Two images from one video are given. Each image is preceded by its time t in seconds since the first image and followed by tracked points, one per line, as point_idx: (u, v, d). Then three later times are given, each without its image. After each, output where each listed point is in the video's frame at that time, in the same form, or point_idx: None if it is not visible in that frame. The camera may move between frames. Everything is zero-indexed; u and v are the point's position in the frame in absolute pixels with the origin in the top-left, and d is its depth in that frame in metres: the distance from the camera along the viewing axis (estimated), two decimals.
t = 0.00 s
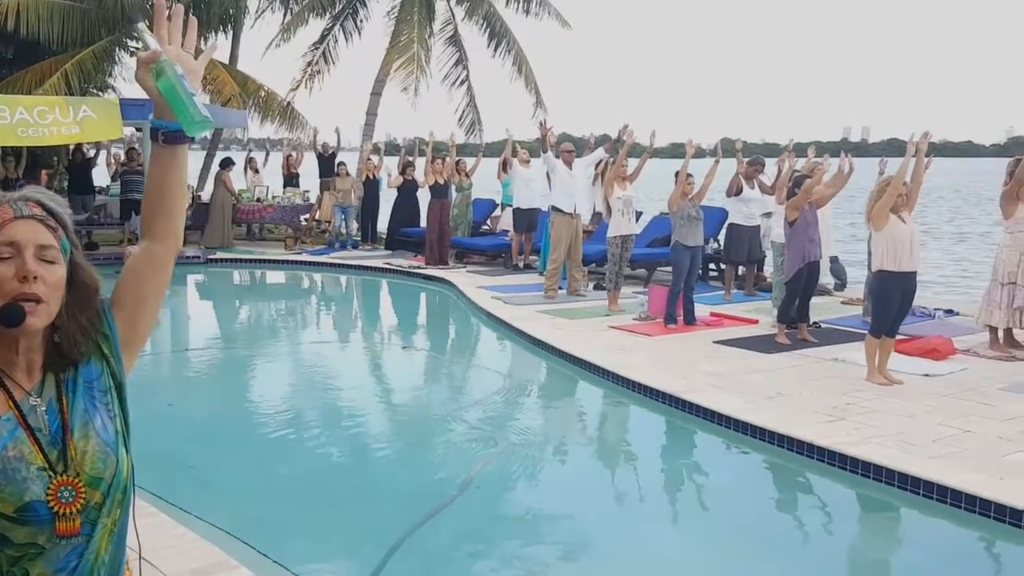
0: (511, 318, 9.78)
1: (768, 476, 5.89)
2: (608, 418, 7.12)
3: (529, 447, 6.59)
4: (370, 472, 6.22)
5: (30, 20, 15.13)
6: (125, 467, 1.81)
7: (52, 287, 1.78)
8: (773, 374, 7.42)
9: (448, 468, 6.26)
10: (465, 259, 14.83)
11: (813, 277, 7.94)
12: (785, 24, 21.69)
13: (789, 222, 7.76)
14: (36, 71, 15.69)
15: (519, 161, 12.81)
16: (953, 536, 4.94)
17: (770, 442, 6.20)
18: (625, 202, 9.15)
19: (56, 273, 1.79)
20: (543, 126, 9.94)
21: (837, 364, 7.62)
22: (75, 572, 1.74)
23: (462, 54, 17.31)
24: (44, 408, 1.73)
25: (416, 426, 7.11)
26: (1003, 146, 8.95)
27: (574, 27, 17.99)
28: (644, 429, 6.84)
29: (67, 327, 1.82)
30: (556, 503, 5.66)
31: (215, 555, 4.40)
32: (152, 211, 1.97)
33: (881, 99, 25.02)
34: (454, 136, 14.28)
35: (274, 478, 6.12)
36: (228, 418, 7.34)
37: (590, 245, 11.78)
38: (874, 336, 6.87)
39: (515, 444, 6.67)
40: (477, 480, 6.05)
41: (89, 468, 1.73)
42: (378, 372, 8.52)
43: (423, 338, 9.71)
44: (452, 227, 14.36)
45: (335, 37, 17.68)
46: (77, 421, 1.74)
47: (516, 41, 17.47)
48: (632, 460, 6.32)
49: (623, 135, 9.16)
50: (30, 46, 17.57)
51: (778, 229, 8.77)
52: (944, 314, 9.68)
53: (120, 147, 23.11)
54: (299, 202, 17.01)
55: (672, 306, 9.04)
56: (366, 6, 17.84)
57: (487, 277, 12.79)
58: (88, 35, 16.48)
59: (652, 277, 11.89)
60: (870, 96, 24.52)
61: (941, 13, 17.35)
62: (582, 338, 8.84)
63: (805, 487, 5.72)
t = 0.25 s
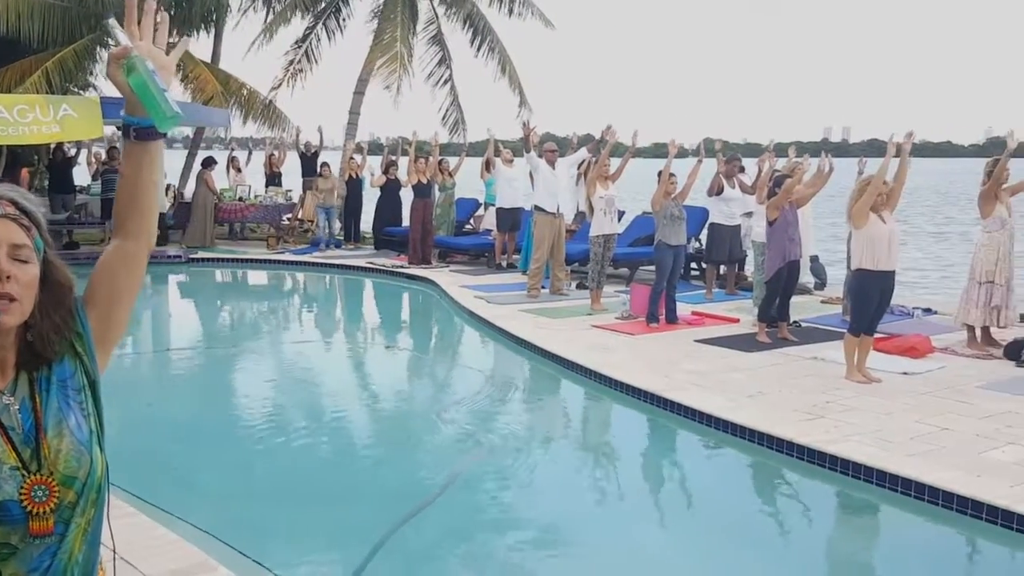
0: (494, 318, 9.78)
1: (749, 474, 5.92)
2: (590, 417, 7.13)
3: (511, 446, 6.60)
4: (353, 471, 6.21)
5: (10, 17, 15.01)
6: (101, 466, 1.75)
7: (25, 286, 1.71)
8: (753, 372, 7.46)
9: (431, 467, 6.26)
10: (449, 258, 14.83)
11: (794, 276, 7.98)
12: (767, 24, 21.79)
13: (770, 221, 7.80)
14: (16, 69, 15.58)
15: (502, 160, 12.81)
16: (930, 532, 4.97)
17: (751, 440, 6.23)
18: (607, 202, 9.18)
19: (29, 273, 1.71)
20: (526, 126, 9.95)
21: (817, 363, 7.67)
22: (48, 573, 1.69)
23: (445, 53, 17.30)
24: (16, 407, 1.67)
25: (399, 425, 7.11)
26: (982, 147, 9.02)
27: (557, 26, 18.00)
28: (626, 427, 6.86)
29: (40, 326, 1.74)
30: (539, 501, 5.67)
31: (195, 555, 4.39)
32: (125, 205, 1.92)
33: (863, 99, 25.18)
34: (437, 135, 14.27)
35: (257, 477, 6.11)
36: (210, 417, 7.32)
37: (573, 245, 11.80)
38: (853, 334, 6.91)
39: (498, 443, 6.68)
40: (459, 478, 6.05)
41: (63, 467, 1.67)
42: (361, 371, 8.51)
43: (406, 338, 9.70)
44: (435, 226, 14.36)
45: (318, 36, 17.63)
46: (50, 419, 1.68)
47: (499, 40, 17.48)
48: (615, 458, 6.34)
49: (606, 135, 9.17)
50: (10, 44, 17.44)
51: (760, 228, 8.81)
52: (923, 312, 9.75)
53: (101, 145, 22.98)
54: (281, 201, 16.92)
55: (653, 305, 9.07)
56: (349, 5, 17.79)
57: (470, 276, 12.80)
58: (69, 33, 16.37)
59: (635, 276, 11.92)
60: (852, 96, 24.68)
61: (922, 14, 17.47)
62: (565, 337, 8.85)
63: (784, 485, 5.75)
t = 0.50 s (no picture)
0: (473, 317, 9.79)
1: (727, 472, 5.94)
2: (570, 416, 7.15)
3: (491, 445, 6.60)
4: (332, 471, 6.20)
5: None
6: (67, 461, 1.68)
7: None
8: (729, 370, 7.50)
9: (410, 466, 6.26)
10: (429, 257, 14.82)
11: (770, 275, 8.02)
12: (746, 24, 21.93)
13: (748, 221, 7.84)
14: None
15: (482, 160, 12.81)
16: (903, 528, 5.02)
17: (729, 438, 6.26)
18: (586, 201, 9.19)
19: None
20: (505, 125, 9.95)
21: (793, 361, 7.72)
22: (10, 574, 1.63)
23: (425, 52, 17.29)
24: None
25: (379, 424, 7.11)
26: (956, 147, 9.11)
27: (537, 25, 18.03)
28: (605, 426, 6.87)
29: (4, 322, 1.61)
30: (519, 500, 5.67)
31: (170, 555, 4.37)
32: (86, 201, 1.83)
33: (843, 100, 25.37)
34: (417, 134, 14.25)
35: (235, 477, 6.08)
36: (189, 417, 7.29)
37: (552, 244, 11.83)
38: (827, 332, 6.95)
39: (478, 442, 6.68)
40: (438, 478, 6.05)
41: (27, 465, 1.61)
42: (341, 370, 8.50)
43: (386, 337, 9.69)
44: (414, 225, 14.34)
45: (297, 35, 17.56)
46: (15, 418, 1.60)
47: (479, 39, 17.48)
48: (594, 457, 6.35)
49: (585, 135, 9.18)
50: None
51: (737, 228, 8.85)
52: (897, 311, 9.84)
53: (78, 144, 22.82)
54: (260, 200, 16.80)
55: (632, 304, 9.09)
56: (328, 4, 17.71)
57: (450, 276, 12.81)
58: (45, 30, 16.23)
59: (614, 276, 11.95)
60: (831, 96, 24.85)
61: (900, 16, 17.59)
62: (545, 336, 8.87)
63: (760, 482, 5.78)
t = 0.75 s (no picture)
0: (453, 317, 9.79)
1: (706, 471, 5.97)
2: (550, 415, 7.15)
3: (472, 445, 6.60)
4: (311, 472, 6.17)
5: None
6: (36, 469, 1.50)
7: None
8: (708, 370, 7.54)
9: (390, 467, 6.24)
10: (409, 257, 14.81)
11: (746, 274, 8.07)
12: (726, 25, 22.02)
13: (725, 220, 7.88)
14: None
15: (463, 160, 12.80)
16: (878, 526, 5.06)
17: (708, 438, 6.28)
18: (566, 201, 9.20)
19: None
20: (485, 125, 9.94)
21: (771, 360, 7.77)
22: None
23: (406, 52, 17.24)
24: None
25: (359, 425, 7.08)
26: (931, 148, 9.19)
27: (517, 25, 18.04)
28: (585, 425, 6.89)
29: None
30: (500, 500, 5.67)
31: (147, 558, 4.33)
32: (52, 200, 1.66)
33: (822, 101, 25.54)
34: (397, 133, 14.22)
35: (214, 478, 6.05)
36: (167, 418, 7.24)
37: (533, 244, 11.85)
38: (803, 331, 7.00)
39: (459, 442, 6.67)
40: (418, 478, 6.04)
41: None
42: (321, 371, 8.46)
43: (366, 337, 9.66)
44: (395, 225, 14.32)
45: (277, 34, 17.48)
46: None
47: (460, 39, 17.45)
48: (575, 457, 6.36)
49: (564, 135, 9.19)
50: None
51: (716, 228, 8.89)
52: (873, 311, 9.92)
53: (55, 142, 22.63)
54: (240, 199, 16.59)
55: (612, 304, 9.12)
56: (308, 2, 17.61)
57: (430, 275, 12.81)
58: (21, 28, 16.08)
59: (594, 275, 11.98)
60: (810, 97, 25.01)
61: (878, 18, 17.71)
62: (525, 336, 8.88)
63: (739, 480, 5.81)
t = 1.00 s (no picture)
0: (431, 317, 9.78)
1: (682, 469, 6.01)
2: (528, 415, 7.17)
3: (450, 445, 6.60)
4: (288, 472, 6.15)
5: None
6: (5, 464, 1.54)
7: None
8: (684, 368, 7.58)
9: (368, 467, 6.23)
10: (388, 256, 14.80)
11: (721, 274, 8.13)
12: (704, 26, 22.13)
13: (701, 220, 7.94)
14: None
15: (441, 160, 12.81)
16: (851, 523, 5.11)
17: (684, 436, 6.33)
18: (544, 201, 9.23)
19: None
20: (464, 125, 9.94)
21: (746, 359, 7.82)
22: None
23: (384, 52, 17.20)
24: None
25: (337, 425, 7.07)
26: (903, 149, 9.29)
27: (496, 24, 18.07)
28: (562, 424, 6.91)
29: None
30: (478, 499, 5.69)
31: (121, 559, 4.31)
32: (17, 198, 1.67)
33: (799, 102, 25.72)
34: (375, 133, 14.20)
35: (190, 479, 6.02)
36: (143, 418, 7.19)
37: (511, 244, 11.87)
38: (776, 330, 7.06)
39: (436, 442, 6.67)
40: (396, 478, 6.05)
41: None
42: (299, 371, 8.44)
43: (345, 337, 9.64)
44: (373, 224, 14.29)
45: (254, 32, 17.38)
46: None
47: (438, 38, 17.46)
48: (552, 455, 6.38)
49: (542, 134, 9.21)
50: None
51: (692, 227, 8.95)
52: (847, 310, 10.01)
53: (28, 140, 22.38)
54: (217, 198, 16.53)
55: (589, 303, 9.15)
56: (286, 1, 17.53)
57: (409, 275, 12.81)
58: None
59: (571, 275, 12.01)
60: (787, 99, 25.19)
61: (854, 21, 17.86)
62: (503, 336, 8.89)
63: (714, 478, 5.85)
